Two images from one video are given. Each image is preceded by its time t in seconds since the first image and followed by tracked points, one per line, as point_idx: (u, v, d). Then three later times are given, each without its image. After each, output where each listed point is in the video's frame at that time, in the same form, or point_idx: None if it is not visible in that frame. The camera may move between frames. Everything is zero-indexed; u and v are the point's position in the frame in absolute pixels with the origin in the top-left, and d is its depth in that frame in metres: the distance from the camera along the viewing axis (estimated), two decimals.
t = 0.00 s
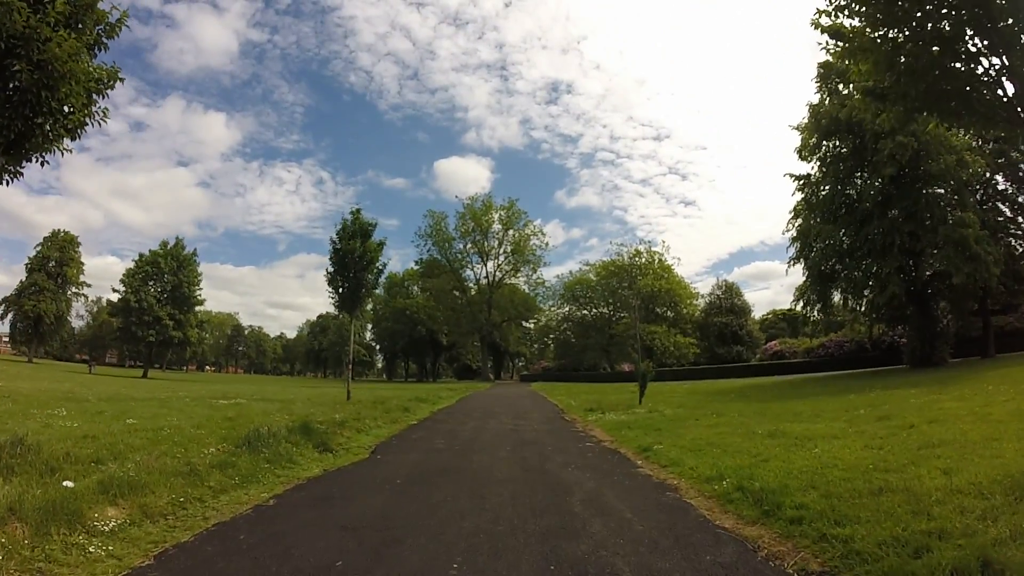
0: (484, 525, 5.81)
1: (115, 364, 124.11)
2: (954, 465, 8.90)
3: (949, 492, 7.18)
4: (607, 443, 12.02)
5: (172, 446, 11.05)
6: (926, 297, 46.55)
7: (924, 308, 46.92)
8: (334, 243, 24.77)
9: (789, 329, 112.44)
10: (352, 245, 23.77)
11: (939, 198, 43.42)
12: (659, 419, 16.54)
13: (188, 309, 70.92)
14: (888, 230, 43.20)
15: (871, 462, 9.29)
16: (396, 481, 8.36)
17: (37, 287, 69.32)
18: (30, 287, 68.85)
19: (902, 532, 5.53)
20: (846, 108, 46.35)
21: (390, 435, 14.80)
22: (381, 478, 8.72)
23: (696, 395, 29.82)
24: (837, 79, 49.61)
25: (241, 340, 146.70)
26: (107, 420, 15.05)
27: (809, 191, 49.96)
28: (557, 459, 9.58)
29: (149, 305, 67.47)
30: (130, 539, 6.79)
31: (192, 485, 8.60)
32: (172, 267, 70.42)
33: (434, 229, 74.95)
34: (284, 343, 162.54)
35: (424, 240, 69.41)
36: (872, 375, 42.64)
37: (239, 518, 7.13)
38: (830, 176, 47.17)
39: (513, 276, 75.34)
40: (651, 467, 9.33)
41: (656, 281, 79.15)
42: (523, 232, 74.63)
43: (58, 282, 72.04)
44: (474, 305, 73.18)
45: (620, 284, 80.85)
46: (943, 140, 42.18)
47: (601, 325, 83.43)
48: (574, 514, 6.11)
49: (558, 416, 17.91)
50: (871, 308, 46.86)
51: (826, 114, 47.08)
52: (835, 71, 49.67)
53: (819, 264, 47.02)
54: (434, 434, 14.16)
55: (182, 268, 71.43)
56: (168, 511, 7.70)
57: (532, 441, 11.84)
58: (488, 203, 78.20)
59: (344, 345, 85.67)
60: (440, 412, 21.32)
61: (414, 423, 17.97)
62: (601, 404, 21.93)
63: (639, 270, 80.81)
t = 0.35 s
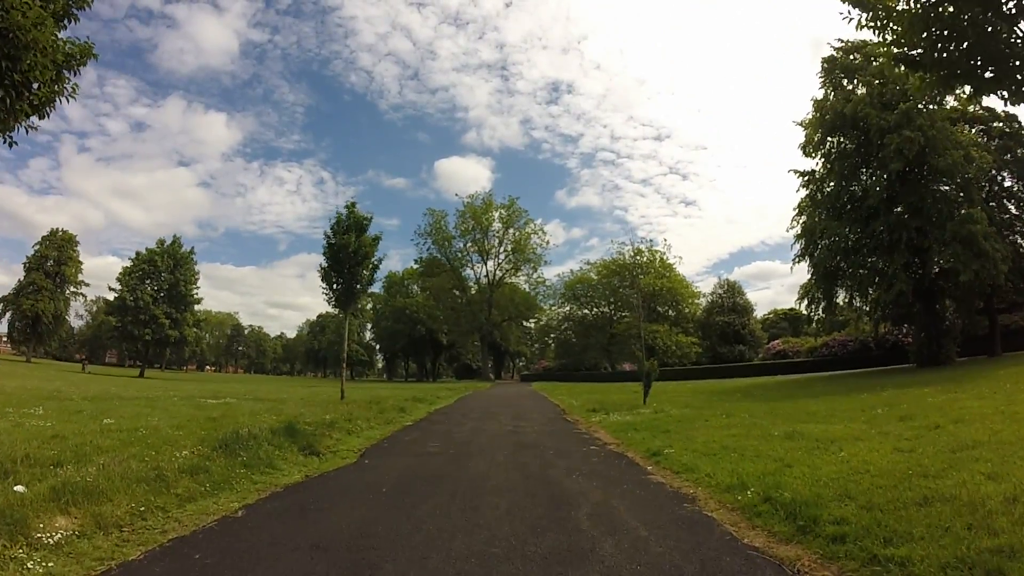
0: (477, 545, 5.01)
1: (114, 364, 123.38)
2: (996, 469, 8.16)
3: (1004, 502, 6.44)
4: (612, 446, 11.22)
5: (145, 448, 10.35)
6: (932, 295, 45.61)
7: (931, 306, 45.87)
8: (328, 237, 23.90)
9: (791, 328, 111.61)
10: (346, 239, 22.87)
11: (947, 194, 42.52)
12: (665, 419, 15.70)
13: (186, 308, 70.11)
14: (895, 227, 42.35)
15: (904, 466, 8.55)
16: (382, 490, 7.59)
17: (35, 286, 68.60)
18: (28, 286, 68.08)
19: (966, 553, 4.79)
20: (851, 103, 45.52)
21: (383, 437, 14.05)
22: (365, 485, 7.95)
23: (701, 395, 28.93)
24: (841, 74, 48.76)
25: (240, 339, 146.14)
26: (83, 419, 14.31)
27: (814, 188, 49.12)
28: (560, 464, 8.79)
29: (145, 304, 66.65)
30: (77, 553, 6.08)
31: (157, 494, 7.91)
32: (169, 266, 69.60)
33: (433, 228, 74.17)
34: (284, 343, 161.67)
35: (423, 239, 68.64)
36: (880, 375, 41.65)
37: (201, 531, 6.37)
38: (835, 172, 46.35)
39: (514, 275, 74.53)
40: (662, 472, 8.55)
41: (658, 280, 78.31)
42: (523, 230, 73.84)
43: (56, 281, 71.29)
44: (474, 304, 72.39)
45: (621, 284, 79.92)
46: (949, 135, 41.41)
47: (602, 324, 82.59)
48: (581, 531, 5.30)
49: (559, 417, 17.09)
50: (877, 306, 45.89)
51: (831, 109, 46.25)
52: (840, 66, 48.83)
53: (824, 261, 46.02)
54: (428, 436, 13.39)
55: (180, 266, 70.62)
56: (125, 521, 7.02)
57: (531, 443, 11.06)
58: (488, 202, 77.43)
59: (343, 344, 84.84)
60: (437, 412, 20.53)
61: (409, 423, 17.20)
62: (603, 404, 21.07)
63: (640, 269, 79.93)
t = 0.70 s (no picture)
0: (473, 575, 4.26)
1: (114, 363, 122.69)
2: None
3: None
4: (623, 451, 10.44)
5: (117, 453, 9.72)
6: (941, 294, 44.68)
7: (939, 305, 44.83)
8: (324, 231, 23.13)
9: (794, 328, 110.77)
10: (342, 233, 22.06)
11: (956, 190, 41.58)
12: (677, 420, 14.93)
13: (184, 306, 69.36)
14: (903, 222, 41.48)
15: (947, 473, 7.79)
16: (370, 499, 6.95)
17: (35, 284, 67.95)
18: (27, 285, 67.44)
19: None
20: (858, 98, 44.60)
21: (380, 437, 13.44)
22: (353, 495, 7.29)
23: (707, 394, 28.19)
24: (848, 69, 47.82)
25: (241, 338, 145.82)
26: (60, 420, 13.65)
27: (820, 184, 48.24)
28: (570, 470, 8.04)
29: (143, 302, 65.90)
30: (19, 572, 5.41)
31: (121, 505, 7.29)
32: (167, 263, 68.84)
33: (434, 226, 73.43)
34: (285, 342, 160.90)
35: (424, 236, 67.88)
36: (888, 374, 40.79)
37: (161, 550, 5.69)
38: (841, 168, 45.52)
39: (515, 274, 73.71)
40: (681, 481, 7.73)
41: (660, 279, 77.48)
42: (525, 228, 73.05)
43: (55, 279, 70.65)
44: (476, 303, 71.62)
45: (623, 283, 80.65)
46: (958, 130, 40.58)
47: (604, 323, 81.79)
48: (596, 555, 4.56)
49: (562, 419, 16.34)
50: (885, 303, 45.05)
51: (838, 104, 45.32)
52: (846, 61, 47.89)
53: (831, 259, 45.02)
54: (426, 437, 12.69)
55: (178, 264, 69.86)
56: (82, 534, 6.40)
57: (537, 447, 10.33)
58: (490, 199, 76.64)
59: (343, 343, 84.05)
60: (437, 412, 19.81)
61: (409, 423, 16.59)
62: (607, 404, 20.29)
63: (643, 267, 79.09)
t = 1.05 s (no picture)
0: None
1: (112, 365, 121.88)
2: None
3: None
4: (630, 462, 9.76)
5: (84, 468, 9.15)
6: (947, 293, 43.63)
7: (944, 305, 43.97)
8: (317, 231, 22.41)
9: (794, 328, 110.06)
10: (334, 232, 21.32)
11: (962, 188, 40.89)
12: (684, 427, 14.24)
13: (180, 308, 68.57)
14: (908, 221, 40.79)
15: (990, 489, 7.11)
16: (349, 523, 6.33)
17: (32, 287, 67.19)
18: (24, 287, 66.73)
19: None
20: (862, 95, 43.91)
21: (372, 446, 12.82)
22: (333, 518, 6.66)
23: (712, 398, 27.41)
24: (850, 66, 47.14)
25: (239, 340, 145.17)
26: (34, 429, 13.05)
27: (822, 183, 47.58)
28: (573, 487, 7.37)
29: (138, 304, 65.09)
30: None
31: (76, 528, 6.73)
32: (163, 265, 68.05)
33: (433, 227, 72.78)
34: (284, 344, 159.98)
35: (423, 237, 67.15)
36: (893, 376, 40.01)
37: None
38: (845, 166, 44.85)
39: (515, 275, 72.97)
40: (697, 500, 7.05)
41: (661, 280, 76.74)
42: (524, 229, 72.32)
43: (52, 281, 69.91)
44: (475, 304, 70.90)
45: (623, 284, 80.30)
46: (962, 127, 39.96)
47: (605, 324, 81.05)
48: None
49: (564, 425, 15.63)
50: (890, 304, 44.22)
51: (840, 102, 44.65)
52: (849, 58, 47.20)
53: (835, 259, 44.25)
54: (420, 447, 12.06)
55: (174, 266, 69.07)
56: (28, 562, 5.83)
57: (537, 458, 9.68)
58: (488, 200, 75.93)
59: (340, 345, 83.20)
60: (434, 417, 19.12)
61: (403, 430, 15.96)
62: (609, 409, 19.53)
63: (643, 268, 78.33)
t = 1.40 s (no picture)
0: None
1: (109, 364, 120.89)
2: None
3: None
4: (634, 463, 9.08)
5: (40, 467, 8.57)
6: (951, 288, 42.74)
7: (950, 300, 42.96)
8: (307, 222, 21.62)
9: (794, 326, 109.50)
10: (325, 223, 20.55)
11: (967, 183, 40.09)
12: (690, 424, 13.57)
13: (176, 306, 67.70)
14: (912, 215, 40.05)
15: None
16: (312, 531, 5.73)
17: (28, 285, 66.31)
18: (20, 285, 65.87)
19: None
20: (865, 88, 43.15)
21: (358, 445, 12.19)
22: (296, 525, 6.04)
23: (715, 395, 26.67)
24: (853, 59, 46.34)
25: (238, 339, 144.40)
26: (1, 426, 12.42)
27: (825, 177, 46.82)
28: (569, 491, 6.72)
29: (133, 301, 64.20)
30: None
31: (12, 533, 6.18)
32: (158, 262, 67.19)
33: (431, 224, 72.04)
34: (283, 342, 159.11)
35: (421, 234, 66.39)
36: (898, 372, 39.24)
37: None
38: (848, 160, 44.11)
39: (513, 272, 72.23)
40: (711, 508, 6.39)
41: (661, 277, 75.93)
42: (523, 225, 71.53)
43: (48, 279, 69.07)
44: (473, 302, 70.15)
45: (623, 281, 79.60)
46: (967, 119, 39.24)
47: (604, 322, 80.30)
48: None
49: (562, 423, 14.92)
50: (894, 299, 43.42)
51: (843, 95, 43.87)
52: (851, 51, 46.41)
53: (839, 253, 43.45)
54: (409, 445, 11.40)
55: (169, 263, 68.22)
56: None
57: (531, 457, 9.01)
58: (487, 197, 75.15)
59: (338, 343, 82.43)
60: (428, 415, 18.43)
61: (395, 427, 15.30)
62: (608, 407, 18.75)
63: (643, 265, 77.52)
